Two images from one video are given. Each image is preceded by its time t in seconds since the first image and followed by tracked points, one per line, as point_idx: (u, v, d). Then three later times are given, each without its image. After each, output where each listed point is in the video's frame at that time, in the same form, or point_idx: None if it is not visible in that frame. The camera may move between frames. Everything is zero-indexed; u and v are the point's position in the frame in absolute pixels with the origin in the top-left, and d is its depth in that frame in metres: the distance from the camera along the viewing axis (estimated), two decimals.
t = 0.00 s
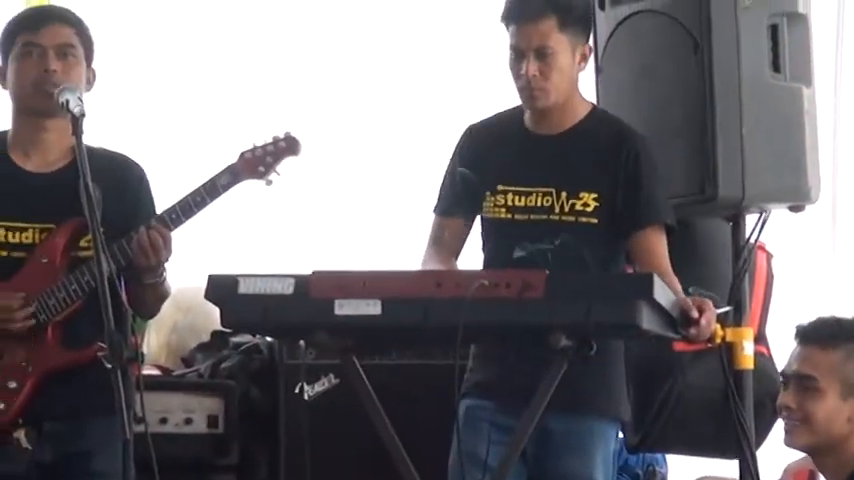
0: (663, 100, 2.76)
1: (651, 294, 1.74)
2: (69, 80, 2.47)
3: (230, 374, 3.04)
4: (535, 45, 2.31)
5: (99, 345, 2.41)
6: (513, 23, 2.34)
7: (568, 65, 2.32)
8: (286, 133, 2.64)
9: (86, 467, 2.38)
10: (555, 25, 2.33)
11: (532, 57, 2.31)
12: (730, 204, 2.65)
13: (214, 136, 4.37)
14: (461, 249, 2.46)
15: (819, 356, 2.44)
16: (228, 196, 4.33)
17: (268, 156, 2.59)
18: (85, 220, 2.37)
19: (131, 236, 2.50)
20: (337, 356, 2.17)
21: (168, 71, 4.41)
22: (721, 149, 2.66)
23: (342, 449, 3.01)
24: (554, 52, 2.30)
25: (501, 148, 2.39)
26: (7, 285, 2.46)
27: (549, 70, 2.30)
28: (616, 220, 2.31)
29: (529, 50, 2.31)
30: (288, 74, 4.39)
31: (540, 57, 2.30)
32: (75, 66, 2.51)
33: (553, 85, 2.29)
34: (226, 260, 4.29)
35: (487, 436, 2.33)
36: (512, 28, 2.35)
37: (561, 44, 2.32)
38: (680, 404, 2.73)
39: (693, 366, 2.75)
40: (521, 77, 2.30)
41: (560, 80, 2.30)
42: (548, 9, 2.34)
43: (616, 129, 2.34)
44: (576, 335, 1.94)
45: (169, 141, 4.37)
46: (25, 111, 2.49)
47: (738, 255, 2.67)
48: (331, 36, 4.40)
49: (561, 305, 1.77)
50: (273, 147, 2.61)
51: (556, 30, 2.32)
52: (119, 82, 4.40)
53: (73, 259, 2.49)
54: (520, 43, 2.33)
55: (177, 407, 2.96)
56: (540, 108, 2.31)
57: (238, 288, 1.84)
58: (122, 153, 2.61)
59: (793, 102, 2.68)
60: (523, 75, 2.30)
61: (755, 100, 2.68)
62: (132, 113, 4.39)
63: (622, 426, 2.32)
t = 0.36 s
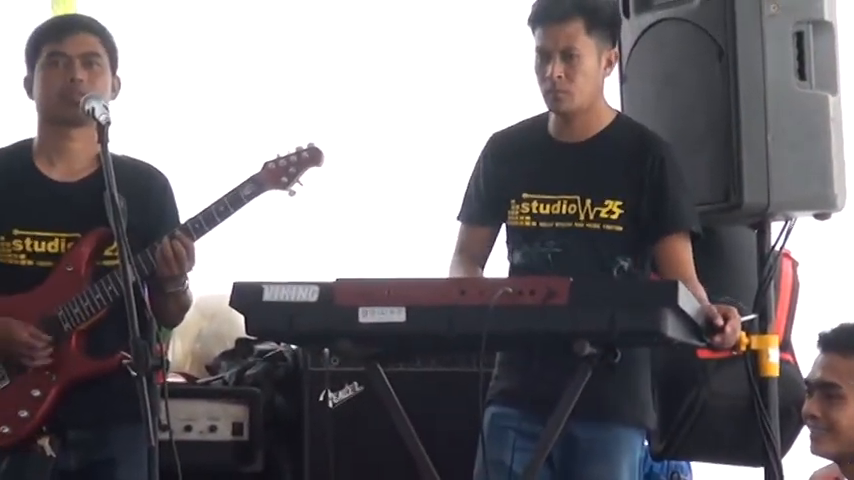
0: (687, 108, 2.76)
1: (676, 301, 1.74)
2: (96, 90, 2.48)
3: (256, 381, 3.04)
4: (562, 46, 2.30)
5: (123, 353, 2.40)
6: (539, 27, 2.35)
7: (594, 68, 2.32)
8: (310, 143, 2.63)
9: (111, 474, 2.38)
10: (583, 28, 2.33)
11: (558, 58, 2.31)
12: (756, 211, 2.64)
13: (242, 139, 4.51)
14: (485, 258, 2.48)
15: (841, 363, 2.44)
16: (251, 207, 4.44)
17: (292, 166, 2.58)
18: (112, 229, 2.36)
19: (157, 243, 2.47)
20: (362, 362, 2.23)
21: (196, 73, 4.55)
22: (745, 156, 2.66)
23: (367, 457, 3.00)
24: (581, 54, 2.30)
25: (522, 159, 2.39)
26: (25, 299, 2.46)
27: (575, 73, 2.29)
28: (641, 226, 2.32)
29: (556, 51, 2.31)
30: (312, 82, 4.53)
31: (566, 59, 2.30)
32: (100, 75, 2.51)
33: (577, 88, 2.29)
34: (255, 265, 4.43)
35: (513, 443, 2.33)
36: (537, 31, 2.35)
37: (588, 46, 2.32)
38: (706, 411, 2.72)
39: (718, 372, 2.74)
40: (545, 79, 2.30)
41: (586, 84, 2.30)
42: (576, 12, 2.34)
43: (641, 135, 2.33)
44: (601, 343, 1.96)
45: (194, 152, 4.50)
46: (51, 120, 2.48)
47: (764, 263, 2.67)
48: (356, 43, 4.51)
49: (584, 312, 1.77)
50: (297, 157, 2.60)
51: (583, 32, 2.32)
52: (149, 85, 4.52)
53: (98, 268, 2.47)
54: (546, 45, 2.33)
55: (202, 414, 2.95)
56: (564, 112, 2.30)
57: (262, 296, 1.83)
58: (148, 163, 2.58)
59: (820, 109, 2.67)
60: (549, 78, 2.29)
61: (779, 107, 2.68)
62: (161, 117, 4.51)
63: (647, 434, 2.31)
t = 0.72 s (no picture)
0: (711, 115, 2.76)
1: (701, 308, 1.76)
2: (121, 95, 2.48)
3: (280, 388, 3.03)
4: (581, 64, 2.30)
5: (149, 359, 2.39)
6: (558, 43, 2.35)
7: (616, 81, 2.32)
8: (334, 149, 2.61)
9: None
10: (601, 42, 2.33)
11: (578, 74, 2.31)
12: (781, 217, 2.64)
13: (266, 142, 4.45)
14: (511, 264, 2.49)
15: None
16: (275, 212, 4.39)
17: (317, 172, 2.56)
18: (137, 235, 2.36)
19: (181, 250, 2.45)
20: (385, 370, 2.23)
21: (218, 75, 4.51)
22: (770, 161, 2.66)
23: (390, 463, 3.01)
24: (602, 70, 2.30)
25: (548, 163, 2.39)
26: (50, 306, 2.46)
27: (597, 89, 2.29)
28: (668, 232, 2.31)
29: (576, 69, 2.31)
30: (332, 87, 4.47)
31: (587, 77, 2.30)
32: (127, 81, 2.52)
33: (601, 103, 2.29)
34: (273, 271, 4.38)
35: (537, 450, 2.33)
36: (558, 47, 2.35)
37: (609, 61, 2.32)
38: (731, 417, 2.72)
39: (742, 379, 2.74)
40: (568, 96, 2.30)
41: (609, 97, 2.30)
42: (595, 26, 2.34)
43: (670, 142, 2.32)
44: (624, 348, 1.97)
45: (218, 157, 4.45)
46: (78, 126, 2.49)
47: (788, 270, 2.68)
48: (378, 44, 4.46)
49: (606, 319, 1.79)
50: (321, 163, 2.58)
51: (601, 46, 2.32)
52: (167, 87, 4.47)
53: (124, 275, 2.46)
54: (567, 62, 2.33)
55: (227, 421, 2.96)
56: (590, 125, 2.31)
57: (287, 302, 1.88)
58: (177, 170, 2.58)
59: (844, 117, 2.70)
60: (570, 94, 2.30)
61: (804, 113, 2.68)
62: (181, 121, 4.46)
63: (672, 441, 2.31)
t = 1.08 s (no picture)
0: (734, 122, 2.78)
1: (727, 314, 1.78)
2: (155, 102, 2.47)
3: (306, 394, 3.04)
4: (602, 79, 2.29)
5: (176, 365, 2.38)
6: (578, 58, 2.33)
7: (639, 93, 2.31)
8: (365, 156, 2.60)
9: None
10: (621, 56, 2.31)
11: (601, 89, 2.30)
12: (808, 222, 2.65)
13: (287, 150, 4.48)
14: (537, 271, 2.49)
15: None
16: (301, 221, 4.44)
17: (347, 179, 2.55)
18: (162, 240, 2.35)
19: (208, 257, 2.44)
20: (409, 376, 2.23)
21: (244, 85, 4.51)
22: (797, 164, 2.66)
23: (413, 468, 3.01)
24: (624, 84, 2.28)
25: (570, 171, 2.40)
26: (80, 313, 2.47)
27: (619, 102, 2.29)
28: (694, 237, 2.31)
29: (597, 84, 2.30)
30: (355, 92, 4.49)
31: (610, 91, 2.29)
32: (162, 88, 2.51)
33: (624, 116, 2.29)
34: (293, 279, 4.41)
35: (563, 455, 2.33)
36: (579, 60, 2.33)
37: (631, 74, 2.30)
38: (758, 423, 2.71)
39: (770, 385, 2.74)
40: (592, 109, 2.30)
41: (631, 110, 2.29)
42: (617, 40, 2.32)
43: (697, 146, 2.31)
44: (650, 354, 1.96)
45: (239, 165, 4.48)
46: (110, 132, 2.49)
47: (816, 275, 2.68)
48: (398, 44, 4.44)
49: (633, 326, 1.82)
50: (351, 170, 2.57)
51: (621, 60, 2.30)
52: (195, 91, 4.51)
53: (153, 281, 2.46)
54: (588, 77, 2.32)
55: (253, 426, 2.97)
56: (616, 136, 2.31)
57: (312, 308, 1.91)
58: (205, 175, 2.56)
59: None
60: (594, 109, 2.29)
61: (830, 118, 2.69)
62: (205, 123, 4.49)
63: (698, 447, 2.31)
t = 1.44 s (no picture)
0: (766, 132, 2.80)
1: (758, 325, 1.77)
2: (179, 109, 2.46)
3: (336, 404, 3.03)
4: (633, 87, 2.28)
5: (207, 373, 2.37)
6: (610, 64, 2.32)
7: (670, 101, 2.29)
8: (395, 164, 2.60)
9: None
10: (653, 65, 2.30)
11: (631, 98, 2.29)
12: (840, 231, 2.71)
13: (314, 162, 4.49)
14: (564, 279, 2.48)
15: None
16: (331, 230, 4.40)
17: (377, 186, 2.55)
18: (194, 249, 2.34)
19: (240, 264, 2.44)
20: (439, 387, 2.28)
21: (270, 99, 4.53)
22: (830, 172, 2.70)
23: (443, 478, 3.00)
24: (655, 94, 2.27)
25: (599, 178, 2.39)
26: (112, 321, 2.46)
27: (650, 111, 2.28)
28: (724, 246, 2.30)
29: (628, 92, 2.29)
30: (384, 104, 4.53)
31: (640, 100, 2.28)
32: (185, 95, 2.50)
33: (655, 125, 2.28)
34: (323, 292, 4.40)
35: (593, 465, 2.32)
36: (610, 69, 2.32)
37: (663, 83, 2.28)
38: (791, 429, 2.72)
39: (801, 394, 2.73)
40: (622, 118, 2.29)
41: (662, 119, 2.28)
42: (649, 48, 2.31)
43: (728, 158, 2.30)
44: (680, 364, 1.97)
45: (266, 178, 4.48)
46: (138, 141, 2.48)
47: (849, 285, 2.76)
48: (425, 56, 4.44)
49: (666, 333, 1.80)
50: (381, 178, 2.56)
51: (653, 69, 2.29)
52: (224, 100, 4.51)
53: (185, 287, 2.45)
54: (619, 84, 2.31)
55: (283, 436, 2.96)
56: (646, 144, 2.31)
57: (342, 318, 1.89)
58: (234, 182, 2.55)
59: None
60: (623, 116, 2.29)
61: None
62: (235, 133, 4.49)
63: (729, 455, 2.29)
